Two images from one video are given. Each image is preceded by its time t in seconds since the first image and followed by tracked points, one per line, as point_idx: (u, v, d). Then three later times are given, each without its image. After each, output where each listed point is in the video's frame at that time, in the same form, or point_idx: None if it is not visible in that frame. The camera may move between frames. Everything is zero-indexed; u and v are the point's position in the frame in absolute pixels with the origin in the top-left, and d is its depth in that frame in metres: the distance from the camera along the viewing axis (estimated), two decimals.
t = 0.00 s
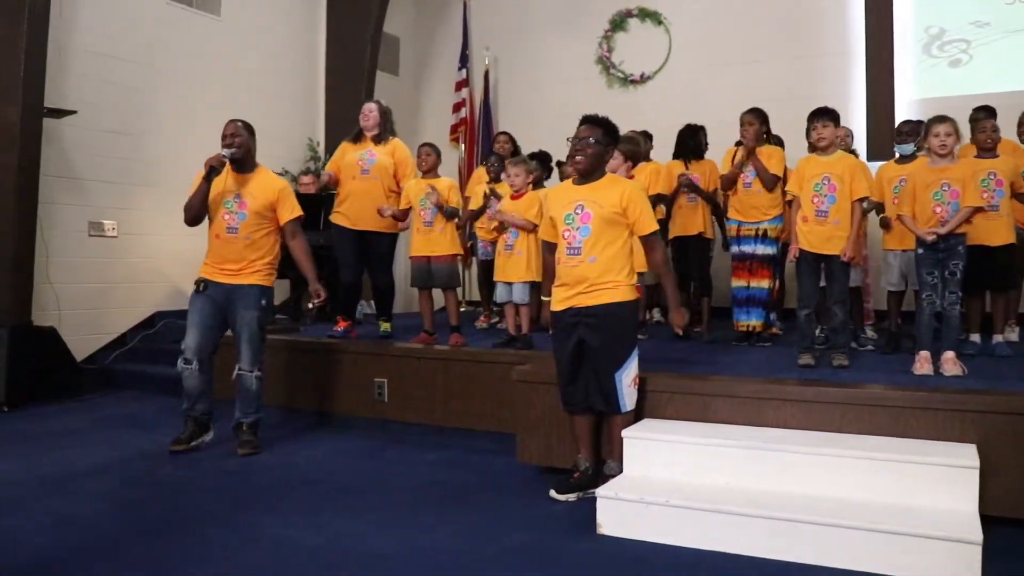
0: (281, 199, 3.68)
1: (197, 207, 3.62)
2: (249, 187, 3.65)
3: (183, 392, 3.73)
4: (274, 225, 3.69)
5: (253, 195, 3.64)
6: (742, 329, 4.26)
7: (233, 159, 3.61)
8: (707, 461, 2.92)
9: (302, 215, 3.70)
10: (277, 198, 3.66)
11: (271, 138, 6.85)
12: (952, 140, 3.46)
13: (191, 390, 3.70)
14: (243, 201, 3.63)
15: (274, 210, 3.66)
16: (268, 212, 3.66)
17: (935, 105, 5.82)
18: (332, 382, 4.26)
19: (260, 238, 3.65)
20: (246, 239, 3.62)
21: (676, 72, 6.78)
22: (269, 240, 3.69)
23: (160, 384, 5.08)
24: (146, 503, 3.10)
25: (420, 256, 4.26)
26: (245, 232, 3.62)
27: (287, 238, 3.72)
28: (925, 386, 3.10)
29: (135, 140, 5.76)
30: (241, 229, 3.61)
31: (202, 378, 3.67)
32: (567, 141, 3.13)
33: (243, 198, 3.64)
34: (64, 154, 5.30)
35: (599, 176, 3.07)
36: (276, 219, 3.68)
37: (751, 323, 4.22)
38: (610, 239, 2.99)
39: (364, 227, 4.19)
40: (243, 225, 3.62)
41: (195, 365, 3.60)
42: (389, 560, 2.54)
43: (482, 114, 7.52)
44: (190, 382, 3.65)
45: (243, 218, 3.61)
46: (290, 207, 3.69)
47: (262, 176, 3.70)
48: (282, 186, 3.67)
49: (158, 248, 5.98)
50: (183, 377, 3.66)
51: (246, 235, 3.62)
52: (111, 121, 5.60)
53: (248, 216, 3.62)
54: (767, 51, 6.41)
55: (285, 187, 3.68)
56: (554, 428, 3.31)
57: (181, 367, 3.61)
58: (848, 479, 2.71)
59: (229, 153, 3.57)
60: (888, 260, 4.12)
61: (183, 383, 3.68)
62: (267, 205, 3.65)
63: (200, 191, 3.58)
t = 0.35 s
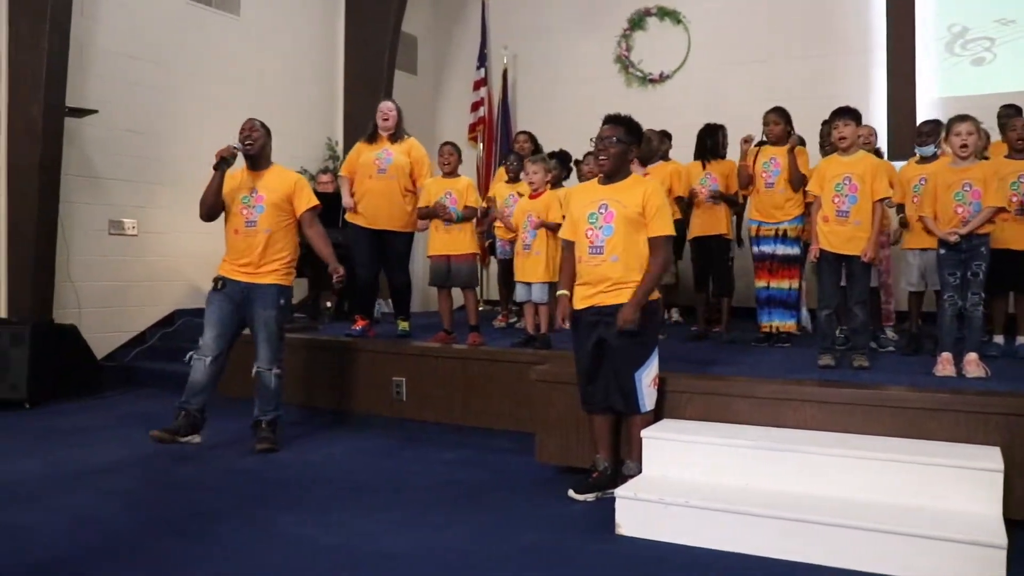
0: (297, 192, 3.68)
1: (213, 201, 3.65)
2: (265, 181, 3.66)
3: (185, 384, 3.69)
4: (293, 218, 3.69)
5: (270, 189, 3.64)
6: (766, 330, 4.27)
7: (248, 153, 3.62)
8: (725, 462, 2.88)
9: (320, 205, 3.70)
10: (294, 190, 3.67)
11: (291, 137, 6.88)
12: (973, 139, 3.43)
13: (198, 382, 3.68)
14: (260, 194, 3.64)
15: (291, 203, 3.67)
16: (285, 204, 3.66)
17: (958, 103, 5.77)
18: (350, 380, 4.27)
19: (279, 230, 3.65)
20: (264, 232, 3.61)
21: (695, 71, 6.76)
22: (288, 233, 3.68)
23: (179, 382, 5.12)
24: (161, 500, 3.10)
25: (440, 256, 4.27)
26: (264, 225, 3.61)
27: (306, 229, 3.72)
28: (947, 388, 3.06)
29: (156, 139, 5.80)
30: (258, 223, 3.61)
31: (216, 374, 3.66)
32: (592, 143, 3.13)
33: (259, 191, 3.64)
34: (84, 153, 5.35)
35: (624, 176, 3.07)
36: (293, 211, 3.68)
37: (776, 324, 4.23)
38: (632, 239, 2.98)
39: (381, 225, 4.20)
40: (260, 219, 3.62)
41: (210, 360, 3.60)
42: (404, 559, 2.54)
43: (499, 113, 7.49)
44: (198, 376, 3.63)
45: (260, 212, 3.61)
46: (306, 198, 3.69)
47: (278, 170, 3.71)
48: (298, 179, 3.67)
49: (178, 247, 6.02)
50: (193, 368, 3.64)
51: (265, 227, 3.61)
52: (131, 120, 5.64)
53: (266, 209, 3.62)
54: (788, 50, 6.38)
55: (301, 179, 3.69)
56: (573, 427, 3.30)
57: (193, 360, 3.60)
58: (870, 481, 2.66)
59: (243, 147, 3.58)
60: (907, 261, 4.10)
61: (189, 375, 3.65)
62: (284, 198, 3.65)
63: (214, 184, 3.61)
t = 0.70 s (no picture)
0: (299, 191, 3.70)
1: (217, 198, 3.59)
2: (268, 180, 3.67)
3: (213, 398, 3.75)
4: (294, 217, 3.71)
5: (273, 187, 3.65)
6: (780, 326, 4.26)
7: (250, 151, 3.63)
8: (744, 460, 2.87)
9: (322, 205, 3.73)
10: (297, 189, 3.69)
11: (306, 137, 6.90)
12: (990, 135, 3.40)
13: (226, 393, 3.72)
14: (264, 192, 3.64)
15: (294, 202, 3.69)
16: (288, 202, 3.67)
17: (977, 98, 5.74)
18: (365, 380, 4.27)
19: (283, 228, 3.66)
20: (269, 230, 3.62)
21: (710, 68, 6.74)
22: (291, 232, 3.70)
23: (195, 382, 5.14)
24: (181, 499, 3.12)
25: (460, 253, 4.29)
26: (269, 223, 3.62)
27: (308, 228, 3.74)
28: (969, 385, 3.04)
29: (173, 140, 5.83)
30: (263, 220, 3.61)
31: (235, 380, 3.72)
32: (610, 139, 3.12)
33: (263, 190, 3.65)
34: (101, 155, 5.38)
35: (644, 172, 3.06)
36: (296, 211, 3.69)
37: (793, 320, 4.22)
38: (651, 238, 2.97)
39: (397, 224, 4.21)
40: (264, 216, 3.62)
41: (229, 369, 3.65)
42: (424, 558, 2.54)
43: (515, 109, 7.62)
44: (224, 385, 3.70)
45: (264, 209, 3.62)
46: (309, 198, 3.72)
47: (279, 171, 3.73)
48: (299, 177, 3.70)
49: (194, 247, 6.05)
50: (217, 379, 3.69)
51: (270, 225, 3.62)
52: (148, 121, 5.66)
53: (270, 207, 3.63)
54: (804, 46, 6.35)
55: (303, 179, 3.73)
56: (591, 425, 3.30)
57: (215, 372, 3.66)
58: (891, 480, 2.65)
59: (246, 144, 3.59)
60: (926, 256, 4.11)
61: (214, 388, 3.71)
62: (287, 196, 3.67)
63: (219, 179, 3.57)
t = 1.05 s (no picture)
0: (289, 199, 3.71)
1: (209, 208, 3.55)
2: (259, 188, 3.67)
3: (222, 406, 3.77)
4: (284, 226, 3.70)
5: (264, 195, 3.65)
6: (791, 328, 4.25)
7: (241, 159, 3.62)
8: (759, 463, 2.85)
9: (311, 214, 3.73)
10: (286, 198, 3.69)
11: (318, 144, 6.92)
12: (999, 133, 3.39)
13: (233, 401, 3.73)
14: (254, 200, 3.64)
15: (284, 211, 3.69)
16: (279, 210, 3.67)
17: (989, 96, 5.70)
18: (377, 385, 4.28)
19: (274, 237, 3.66)
20: (261, 238, 3.62)
21: (720, 70, 6.73)
22: (282, 240, 3.69)
23: (208, 389, 5.15)
24: (196, 506, 3.12)
25: (474, 259, 4.31)
26: (260, 231, 3.62)
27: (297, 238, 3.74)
28: (986, 386, 3.02)
29: (185, 149, 5.86)
30: (255, 229, 3.61)
31: (240, 387, 3.71)
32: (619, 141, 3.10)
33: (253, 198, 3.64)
34: (114, 163, 5.41)
35: (653, 175, 3.05)
36: (285, 219, 3.69)
37: (801, 322, 4.22)
38: (664, 240, 2.96)
39: (410, 231, 4.21)
40: (256, 225, 3.62)
41: (231, 378, 3.65)
42: (440, 564, 2.53)
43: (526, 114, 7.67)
44: (231, 394, 3.70)
45: (256, 218, 3.61)
46: (298, 207, 3.72)
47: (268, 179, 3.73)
48: (288, 186, 3.71)
49: (205, 255, 6.06)
50: (224, 388, 3.70)
51: (262, 233, 3.62)
52: (160, 130, 5.69)
53: (261, 215, 3.63)
54: (814, 47, 6.34)
55: (292, 188, 3.73)
56: (604, 429, 3.29)
57: (219, 382, 3.66)
58: (907, 482, 2.63)
59: (239, 153, 3.58)
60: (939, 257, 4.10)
61: (221, 396, 3.72)
62: (277, 204, 3.67)
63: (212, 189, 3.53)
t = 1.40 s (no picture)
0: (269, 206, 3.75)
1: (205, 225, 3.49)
2: (245, 198, 3.65)
3: (216, 415, 3.76)
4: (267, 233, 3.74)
5: (251, 204, 3.64)
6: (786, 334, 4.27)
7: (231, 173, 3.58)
8: (756, 469, 2.85)
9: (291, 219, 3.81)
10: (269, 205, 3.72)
11: (316, 150, 6.92)
12: (992, 138, 3.41)
13: (226, 407, 3.73)
14: (242, 212, 3.62)
15: (268, 218, 3.72)
16: (264, 218, 3.71)
17: (985, 103, 5.72)
18: (375, 390, 4.28)
19: (262, 244, 3.70)
20: (252, 247, 3.64)
21: (718, 76, 6.74)
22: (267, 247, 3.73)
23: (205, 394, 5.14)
24: (192, 511, 3.12)
25: (472, 263, 4.33)
26: (251, 241, 3.64)
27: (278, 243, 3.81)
28: (982, 392, 3.02)
29: (182, 154, 5.86)
30: (247, 239, 3.63)
31: (232, 393, 3.72)
32: (618, 149, 3.09)
33: (241, 209, 3.62)
34: (111, 168, 5.41)
35: (654, 183, 3.06)
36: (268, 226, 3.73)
37: (792, 329, 4.26)
38: (661, 244, 2.97)
39: (409, 236, 4.21)
40: (247, 236, 3.63)
41: (224, 384, 3.64)
42: (436, 569, 2.52)
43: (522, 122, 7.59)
44: (224, 401, 3.69)
45: (247, 229, 3.62)
46: (279, 212, 3.77)
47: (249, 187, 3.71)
48: (269, 192, 3.73)
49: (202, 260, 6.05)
50: (217, 397, 3.69)
51: (253, 243, 3.64)
52: (157, 134, 5.69)
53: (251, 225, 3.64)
54: (811, 53, 6.35)
55: (272, 193, 3.75)
56: (601, 434, 3.29)
57: (213, 390, 3.65)
58: (904, 488, 2.62)
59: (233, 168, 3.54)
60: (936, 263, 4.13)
61: (214, 404, 3.72)
62: (262, 212, 3.69)
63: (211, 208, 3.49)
